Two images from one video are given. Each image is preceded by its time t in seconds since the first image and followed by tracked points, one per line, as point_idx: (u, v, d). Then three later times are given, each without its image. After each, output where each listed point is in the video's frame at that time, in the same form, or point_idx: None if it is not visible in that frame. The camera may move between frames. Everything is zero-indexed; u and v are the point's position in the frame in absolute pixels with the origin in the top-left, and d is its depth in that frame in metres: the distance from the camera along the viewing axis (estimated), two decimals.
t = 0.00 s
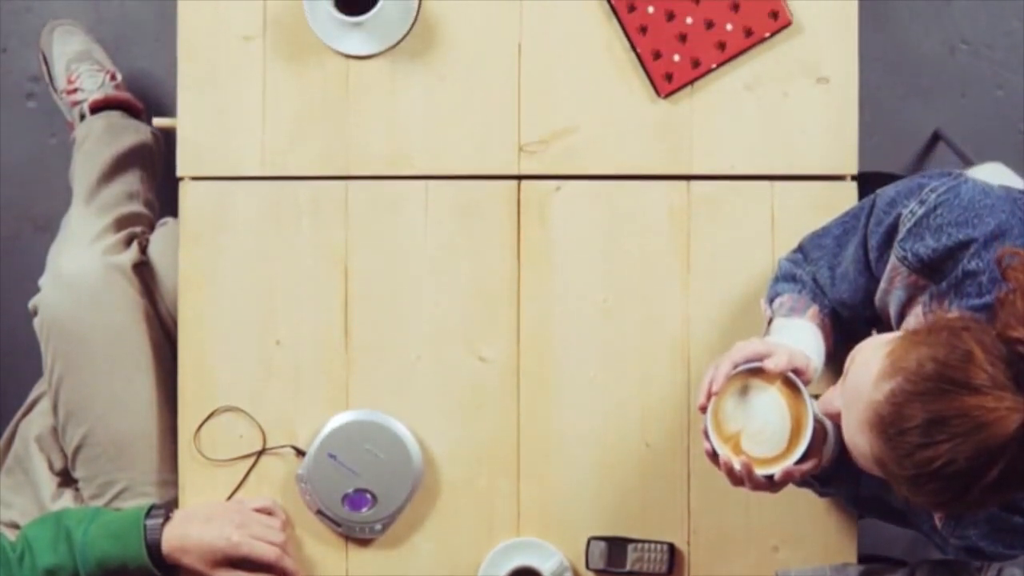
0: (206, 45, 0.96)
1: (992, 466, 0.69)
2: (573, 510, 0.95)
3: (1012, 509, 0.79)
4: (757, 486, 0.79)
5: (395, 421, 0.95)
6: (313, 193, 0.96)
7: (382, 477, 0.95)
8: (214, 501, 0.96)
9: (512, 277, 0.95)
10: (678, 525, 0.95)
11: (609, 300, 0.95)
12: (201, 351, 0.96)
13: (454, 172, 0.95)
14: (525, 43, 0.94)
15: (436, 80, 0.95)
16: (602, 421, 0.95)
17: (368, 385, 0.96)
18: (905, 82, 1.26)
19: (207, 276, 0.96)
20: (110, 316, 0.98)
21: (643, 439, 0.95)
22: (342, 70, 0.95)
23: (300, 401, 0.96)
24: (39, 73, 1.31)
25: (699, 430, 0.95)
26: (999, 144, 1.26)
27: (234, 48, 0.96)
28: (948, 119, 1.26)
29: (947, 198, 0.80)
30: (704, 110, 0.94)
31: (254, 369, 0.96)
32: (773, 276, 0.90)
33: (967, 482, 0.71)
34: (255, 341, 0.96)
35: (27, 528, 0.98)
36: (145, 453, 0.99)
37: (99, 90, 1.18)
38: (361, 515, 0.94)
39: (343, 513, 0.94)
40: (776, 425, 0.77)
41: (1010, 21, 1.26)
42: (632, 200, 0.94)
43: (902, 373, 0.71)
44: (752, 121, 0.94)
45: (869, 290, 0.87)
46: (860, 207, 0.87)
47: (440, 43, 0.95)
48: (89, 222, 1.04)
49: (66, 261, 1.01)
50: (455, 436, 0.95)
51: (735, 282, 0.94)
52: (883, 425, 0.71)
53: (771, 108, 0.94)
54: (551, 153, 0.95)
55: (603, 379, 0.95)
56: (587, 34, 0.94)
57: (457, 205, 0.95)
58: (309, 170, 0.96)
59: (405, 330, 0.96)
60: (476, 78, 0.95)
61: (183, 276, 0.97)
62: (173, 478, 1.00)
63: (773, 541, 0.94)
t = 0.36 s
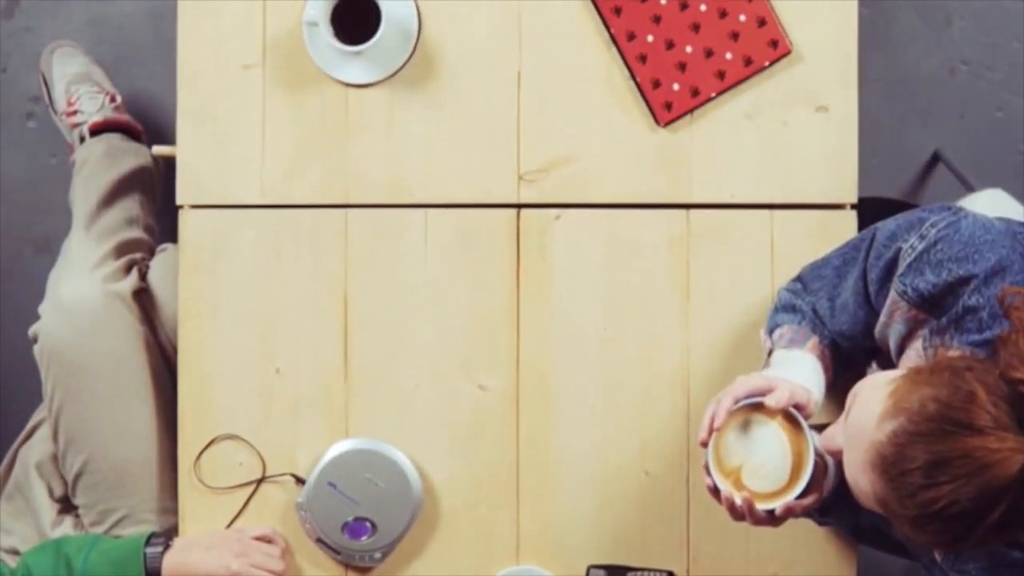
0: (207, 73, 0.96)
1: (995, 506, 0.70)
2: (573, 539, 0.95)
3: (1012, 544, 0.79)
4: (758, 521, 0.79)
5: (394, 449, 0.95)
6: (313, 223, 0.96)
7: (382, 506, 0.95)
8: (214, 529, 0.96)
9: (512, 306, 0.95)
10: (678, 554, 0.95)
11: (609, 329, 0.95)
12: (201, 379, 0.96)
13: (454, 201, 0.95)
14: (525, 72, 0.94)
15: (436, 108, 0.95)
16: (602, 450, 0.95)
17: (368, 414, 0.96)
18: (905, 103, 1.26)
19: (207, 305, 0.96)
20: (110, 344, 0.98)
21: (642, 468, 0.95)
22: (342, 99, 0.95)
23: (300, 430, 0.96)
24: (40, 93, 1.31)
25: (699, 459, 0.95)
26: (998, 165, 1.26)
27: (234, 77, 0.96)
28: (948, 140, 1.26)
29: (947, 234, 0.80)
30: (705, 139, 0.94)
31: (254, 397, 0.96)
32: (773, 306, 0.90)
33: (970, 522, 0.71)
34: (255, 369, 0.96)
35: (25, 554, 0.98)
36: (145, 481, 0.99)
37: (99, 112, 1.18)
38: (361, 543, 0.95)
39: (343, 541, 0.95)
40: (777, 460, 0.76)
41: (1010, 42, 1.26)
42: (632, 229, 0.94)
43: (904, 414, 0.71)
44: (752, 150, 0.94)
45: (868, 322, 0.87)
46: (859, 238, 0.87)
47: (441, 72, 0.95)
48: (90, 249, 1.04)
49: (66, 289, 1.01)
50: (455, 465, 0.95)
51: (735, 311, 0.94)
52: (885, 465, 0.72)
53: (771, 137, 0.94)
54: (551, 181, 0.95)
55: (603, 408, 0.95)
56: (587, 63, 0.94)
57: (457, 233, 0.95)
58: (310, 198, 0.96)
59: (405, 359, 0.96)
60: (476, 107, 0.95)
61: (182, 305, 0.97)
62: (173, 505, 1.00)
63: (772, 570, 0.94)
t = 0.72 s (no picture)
0: (206, 102, 0.96)
1: (995, 545, 0.69)
2: (573, 567, 0.95)
3: None
4: (758, 556, 0.79)
5: (394, 478, 0.95)
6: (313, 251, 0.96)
7: (382, 534, 0.95)
8: (214, 557, 0.96)
9: (512, 335, 0.95)
10: None
11: (609, 358, 0.95)
12: (200, 407, 0.96)
13: (453, 230, 0.95)
14: (524, 101, 0.94)
15: (435, 138, 0.95)
16: (602, 478, 0.95)
17: (367, 442, 0.96)
18: (904, 124, 1.26)
19: (207, 333, 0.96)
20: (110, 372, 0.98)
21: (642, 496, 0.95)
22: (341, 128, 0.95)
23: (299, 458, 0.96)
24: (40, 114, 1.31)
25: (698, 488, 0.95)
26: (997, 186, 1.26)
27: (234, 106, 0.96)
28: (947, 161, 1.26)
29: (947, 267, 0.80)
30: (704, 168, 0.94)
31: (254, 426, 0.96)
32: (773, 336, 0.90)
33: (969, 561, 0.71)
34: (255, 398, 0.96)
35: None
36: (145, 508, 0.99)
37: (99, 135, 1.18)
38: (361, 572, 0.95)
39: (343, 569, 0.95)
40: (776, 495, 0.76)
41: (1010, 63, 1.26)
42: (631, 257, 0.94)
43: (904, 453, 0.71)
44: (751, 179, 0.94)
45: (869, 354, 0.87)
46: (859, 269, 0.87)
47: (440, 101, 0.95)
48: (90, 275, 1.04)
49: (66, 316, 1.01)
50: (455, 493, 0.95)
51: (735, 340, 0.94)
52: (885, 503, 0.72)
53: (771, 166, 0.94)
54: (550, 210, 0.95)
55: (603, 436, 0.95)
56: (586, 92, 0.94)
57: (457, 262, 0.95)
58: (309, 226, 0.96)
59: (404, 387, 0.95)
60: (475, 136, 0.95)
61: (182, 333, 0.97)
62: (173, 532, 1.00)
63: None
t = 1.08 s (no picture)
0: (207, 132, 0.96)
1: None
2: None
3: None
4: None
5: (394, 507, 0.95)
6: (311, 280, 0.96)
7: (383, 563, 0.95)
8: None
9: (512, 364, 0.95)
10: None
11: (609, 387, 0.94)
12: (200, 437, 0.96)
13: (453, 259, 0.95)
14: (524, 131, 0.94)
15: (435, 167, 0.95)
16: (601, 508, 0.95)
17: (368, 472, 0.96)
18: (904, 146, 1.26)
19: (207, 363, 0.96)
20: (110, 401, 0.98)
21: (642, 525, 0.95)
22: (340, 158, 0.95)
23: (299, 487, 0.96)
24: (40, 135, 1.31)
25: (698, 517, 0.95)
26: (997, 208, 1.26)
27: (234, 135, 0.96)
28: (947, 183, 1.26)
29: (947, 302, 0.81)
30: (704, 197, 0.94)
31: (254, 455, 0.96)
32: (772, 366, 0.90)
33: None
34: (255, 427, 0.96)
35: None
36: (145, 537, 0.98)
37: (99, 158, 1.18)
38: None
39: None
40: (777, 530, 0.76)
41: (1010, 85, 1.26)
42: (631, 286, 0.94)
43: (903, 492, 0.71)
44: (751, 209, 0.94)
45: (869, 386, 0.87)
46: (859, 300, 0.87)
47: (440, 131, 0.95)
48: (89, 302, 1.04)
49: (66, 344, 1.01)
50: (454, 523, 0.95)
51: (735, 370, 0.94)
52: (884, 543, 0.72)
53: (771, 196, 0.94)
54: (550, 240, 0.95)
55: (602, 466, 0.95)
56: (586, 122, 0.94)
57: (456, 291, 0.95)
58: (309, 256, 0.96)
59: (404, 417, 0.95)
60: (475, 166, 0.95)
61: (183, 362, 0.97)
62: (172, 561, 1.00)
63: None
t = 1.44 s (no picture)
0: (207, 161, 0.96)
1: None
2: None
3: None
4: None
5: (394, 536, 0.95)
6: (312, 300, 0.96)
7: None
8: None
9: (512, 394, 0.95)
10: None
11: (609, 416, 0.94)
12: (200, 465, 0.96)
13: (453, 288, 0.95)
14: (524, 160, 0.94)
15: (434, 196, 0.95)
16: (601, 536, 0.95)
17: (368, 500, 0.96)
18: (904, 168, 1.26)
19: (207, 392, 0.96)
20: (111, 429, 0.98)
21: (642, 554, 0.95)
22: (339, 186, 0.95)
23: (299, 516, 0.96)
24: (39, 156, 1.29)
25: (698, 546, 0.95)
26: (997, 229, 1.26)
27: (234, 165, 0.96)
28: (947, 204, 1.26)
29: (947, 335, 0.81)
30: (704, 227, 0.94)
31: (254, 483, 0.96)
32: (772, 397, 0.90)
33: None
34: (254, 456, 0.96)
35: None
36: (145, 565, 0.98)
37: (99, 181, 1.18)
38: None
39: None
40: (777, 567, 0.75)
41: (1010, 106, 1.26)
42: (631, 316, 0.94)
43: (904, 530, 0.71)
44: (751, 238, 0.94)
45: (869, 419, 0.87)
46: (859, 331, 0.88)
47: (439, 160, 0.95)
48: (89, 329, 1.04)
49: (66, 373, 1.01)
50: (454, 551, 0.95)
51: (735, 399, 0.93)
52: None
53: (770, 226, 0.94)
54: (550, 269, 0.95)
55: (602, 495, 0.95)
56: (586, 151, 0.94)
57: (456, 320, 0.95)
58: (308, 285, 0.96)
59: (404, 446, 0.95)
60: (475, 195, 0.95)
61: (182, 391, 0.96)
62: None
63: None
